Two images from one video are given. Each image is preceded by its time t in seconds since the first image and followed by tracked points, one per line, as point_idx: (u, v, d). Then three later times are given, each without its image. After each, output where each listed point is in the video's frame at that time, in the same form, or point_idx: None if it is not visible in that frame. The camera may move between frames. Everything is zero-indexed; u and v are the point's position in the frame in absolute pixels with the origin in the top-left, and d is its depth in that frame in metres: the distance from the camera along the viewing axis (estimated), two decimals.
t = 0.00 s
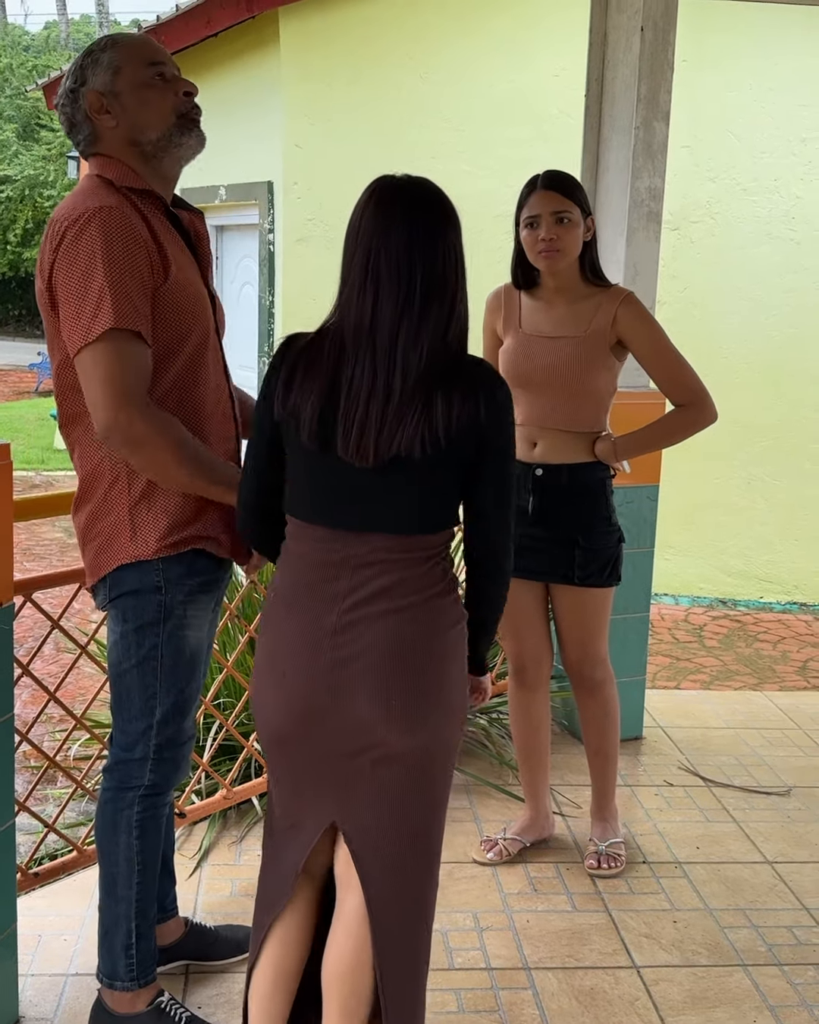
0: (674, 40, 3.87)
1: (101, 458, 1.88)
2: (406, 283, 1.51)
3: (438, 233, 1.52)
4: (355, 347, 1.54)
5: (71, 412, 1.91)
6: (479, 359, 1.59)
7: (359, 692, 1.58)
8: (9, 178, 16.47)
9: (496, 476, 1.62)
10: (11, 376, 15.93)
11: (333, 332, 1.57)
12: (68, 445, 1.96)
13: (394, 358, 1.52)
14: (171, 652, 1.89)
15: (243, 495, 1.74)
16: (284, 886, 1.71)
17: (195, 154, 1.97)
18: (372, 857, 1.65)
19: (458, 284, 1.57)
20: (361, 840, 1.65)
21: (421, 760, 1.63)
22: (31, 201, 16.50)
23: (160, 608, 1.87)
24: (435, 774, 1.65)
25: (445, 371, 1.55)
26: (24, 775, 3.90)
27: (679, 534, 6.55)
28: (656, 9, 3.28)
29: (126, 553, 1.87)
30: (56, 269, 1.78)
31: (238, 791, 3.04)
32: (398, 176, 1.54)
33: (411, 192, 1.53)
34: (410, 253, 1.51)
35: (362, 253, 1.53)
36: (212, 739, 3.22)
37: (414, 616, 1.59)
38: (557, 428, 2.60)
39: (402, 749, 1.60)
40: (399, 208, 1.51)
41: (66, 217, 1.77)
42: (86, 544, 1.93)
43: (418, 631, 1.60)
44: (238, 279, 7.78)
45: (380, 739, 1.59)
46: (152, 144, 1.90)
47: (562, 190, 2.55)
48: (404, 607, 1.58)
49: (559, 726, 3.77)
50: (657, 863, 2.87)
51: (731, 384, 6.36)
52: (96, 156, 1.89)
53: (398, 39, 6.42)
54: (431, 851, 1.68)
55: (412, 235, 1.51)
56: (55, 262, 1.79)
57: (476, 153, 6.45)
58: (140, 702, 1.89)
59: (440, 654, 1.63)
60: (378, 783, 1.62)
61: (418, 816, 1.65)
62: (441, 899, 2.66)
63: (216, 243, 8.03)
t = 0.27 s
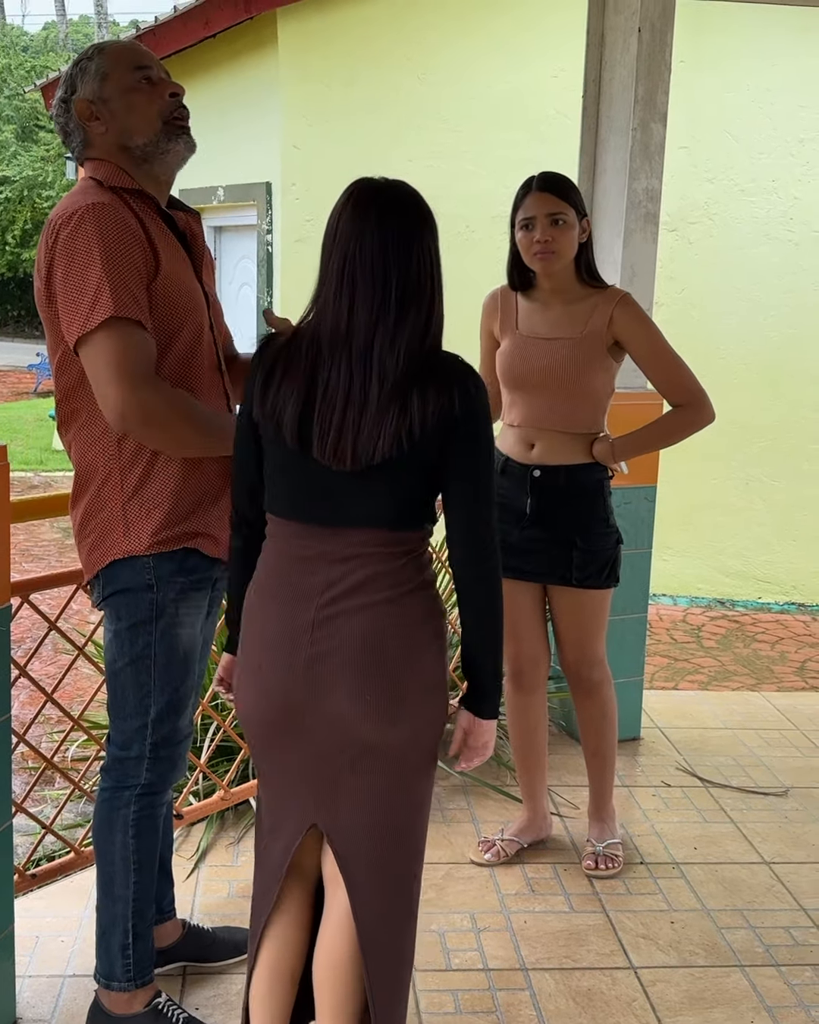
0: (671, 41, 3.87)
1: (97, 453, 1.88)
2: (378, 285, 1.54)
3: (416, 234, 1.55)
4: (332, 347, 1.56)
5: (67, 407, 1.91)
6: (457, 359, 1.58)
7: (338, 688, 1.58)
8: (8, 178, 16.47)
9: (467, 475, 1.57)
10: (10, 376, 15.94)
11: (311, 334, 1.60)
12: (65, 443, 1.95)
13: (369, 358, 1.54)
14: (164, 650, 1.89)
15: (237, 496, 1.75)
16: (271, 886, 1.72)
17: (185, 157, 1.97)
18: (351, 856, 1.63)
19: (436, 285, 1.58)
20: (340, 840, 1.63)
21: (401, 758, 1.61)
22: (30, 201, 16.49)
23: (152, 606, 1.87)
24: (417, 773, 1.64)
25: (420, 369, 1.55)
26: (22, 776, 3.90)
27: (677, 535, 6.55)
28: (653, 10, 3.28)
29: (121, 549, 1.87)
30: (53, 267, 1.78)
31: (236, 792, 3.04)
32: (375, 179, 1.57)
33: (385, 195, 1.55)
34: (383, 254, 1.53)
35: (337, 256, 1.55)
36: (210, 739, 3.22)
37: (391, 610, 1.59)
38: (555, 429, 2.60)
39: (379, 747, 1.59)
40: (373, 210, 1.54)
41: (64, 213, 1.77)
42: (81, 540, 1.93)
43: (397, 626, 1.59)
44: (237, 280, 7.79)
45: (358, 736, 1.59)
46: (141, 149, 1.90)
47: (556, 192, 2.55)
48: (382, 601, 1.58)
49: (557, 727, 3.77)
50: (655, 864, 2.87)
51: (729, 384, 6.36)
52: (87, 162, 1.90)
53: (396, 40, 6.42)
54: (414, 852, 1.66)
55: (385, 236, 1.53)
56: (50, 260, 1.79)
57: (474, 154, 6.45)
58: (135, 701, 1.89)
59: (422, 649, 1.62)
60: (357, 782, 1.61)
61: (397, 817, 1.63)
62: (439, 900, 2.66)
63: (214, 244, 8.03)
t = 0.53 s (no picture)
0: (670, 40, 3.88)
1: (93, 449, 1.88)
2: (345, 276, 1.53)
3: (388, 225, 1.54)
4: (302, 337, 1.56)
5: (66, 404, 1.91)
6: (427, 350, 1.58)
7: (311, 680, 1.59)
8: (6, 178, 16.44)
9: (432, 470, 1.56)
10: (8, 376, 15.93)
11: (281, 325, 1.60)
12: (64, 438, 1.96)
13: (338, 349, 1.53)
14: (162, 649, 1.89)
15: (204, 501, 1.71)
16: (251, 879, 1.74)
17: (184, 157, 1.97)
18: (323, 847, 1.64)
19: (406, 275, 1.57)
20: (313, 830, 1.64)
21: (373, 752, 1.61)
22: (29, 201, 16.46)
23: (148, 605, 1.87)
24: (390, 769, 1.63)
25: (390, 361, 1.55)
26: (22, 776, 3.90)
27: (676, 535, 6.56)
28: (651, 9, 3.28)
29: (116, 544, 1.87)
30: (50, 264, 1.78)
31: (235, 792, 3.04)
32: (348, 170, 1.57)
33: (356, 184, 1.55)
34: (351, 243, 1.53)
35: (306, 246, 1.56)
36: (209, 740, 3.22)
37: (366, 603, 1.59)
38: (553, 428, 2.60)
39: (349, 737, 1.60)
40: (341, 200, 1.54)
41: (62, 212, 1.77)
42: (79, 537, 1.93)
43: (373, 620, 1.59)
44: (236, 280, 7.79)
45: (329, 727, 1.60)
46: (140, 151, 1.90)
47: (554, 192, 2.55)
48: (356, 594, 1.59)
49: (555, 727, 3.77)
50: (653, 864, 2.87)
51: (729, 384, 6.36)
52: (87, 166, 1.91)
53: (395, 40, 6.43)
54: (388, 846, 1.66)
55: (353, 226, 1.53)
56: (47, 258, 1.80)
57: (473, 153, 6.45)
58: (134, 699, 1.89)
59: (398, 643, 1.62)
60: (329, 773, 1.62)
61: (368, 810, 1.63)
62: (438, 900, 2.67)
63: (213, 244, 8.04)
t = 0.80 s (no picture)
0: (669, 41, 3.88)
1: (92, 443, 1.87)
2: (330, 276, 1.53)
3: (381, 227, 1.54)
4: (289, 333, 1.56)
5: (67, 399, 1.91)
6: (410, 351, 1.58)
7: (298, 677, 1.60)
8: (6, 177, 16.41)
9: (413, 471, 1.57)
10: (7, 376, 15.93)
11: (266, 322, 1.60)
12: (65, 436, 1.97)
13: (324, 347, 1.53)
14: (165, 649, 1.89)
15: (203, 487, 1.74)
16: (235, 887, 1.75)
17: (191, 161, 1.97)
18: (311, 843, 1.66)
19: (392, 275, 1.57)
20: (299, 825, 1.66)
21: (359, 749, 1.63)
22: (29, 201, 16.45)
23: (147, 604, 1.88)
24: (375, 768, 1.65)
25: (377, 361, 1.55)
26: (22, 776, 3.91)
27: (675, 534, 6.57)
28: (651, 10, 3.29)
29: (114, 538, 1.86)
30: (58, 257, 1.79)
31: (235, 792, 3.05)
32: (336, 168, 1.57)
33: (343, 182, 1.55)
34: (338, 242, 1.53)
35: (292, 244, 1.56)
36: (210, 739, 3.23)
37: (352, 602, 1.61)
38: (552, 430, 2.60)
39: (337, 735, 1.62)
40: (328, 198, 1.53)
41: (73, 205, 1.79)
42: (77, 532, 1.93)
43: (358, 618, 1.61)
44: (235, 281, 7.80)
45: (317, 723, 1.61)
46: (148, 153, 1.91)
47: (569, 205, 2.55)
48: (342, 593, 1.60)
49: (555, 726, 3.78)
50: (653, 863, 2.88)
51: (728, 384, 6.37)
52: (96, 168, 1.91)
53: (394, 40, 6.43)
54: (375, 843, 1.68)
55: (340, 225, 1.53)
56: (55, 251, 1.81)
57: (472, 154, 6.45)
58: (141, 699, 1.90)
59: (382, 642, 1.64)
60: (315, 770, 1.63)
61: (355, 807, 1.65)
62: (438, 899, 2.67)
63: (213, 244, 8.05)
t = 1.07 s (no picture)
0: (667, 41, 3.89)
1: (86, 441, 1.89)
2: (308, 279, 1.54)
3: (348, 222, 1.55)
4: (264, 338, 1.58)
5: (63, 395, 1.92)
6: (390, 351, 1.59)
7: (285, 677, 1.61)
8: (6, 177, 16.38)
9: (396, 468, 1.58)
10: (7, 375, 15.92)
11: (247, 325, 1.61)
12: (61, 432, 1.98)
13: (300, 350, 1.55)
14: (171, 649, 1.90)
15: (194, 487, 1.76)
16: (226, 881, 1.75)
17: (193, 160, 1.98)
18: (300, 844, 1.66)
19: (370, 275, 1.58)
20: (288, 825, 1.66)
21: (345, 747, 1.63)
22: (28, 201, 16.44)
23: (149, 602, 1.89)
24: (361, 765, 1.65)
25: (355, 359, 1.56)
26: (22, 775, 3.92)
27: (673, 534, 6.57)
28: (649, 11, 3.29)
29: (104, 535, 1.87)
30: (54, 253, 1.81)
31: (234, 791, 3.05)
32: (314, 169, 1.57)
33: (320, 184, 1.55)
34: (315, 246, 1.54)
35: (269, 247, 1.56)
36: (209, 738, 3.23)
37: (338, 604, 1.61)
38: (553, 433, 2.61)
39: (323, 735, 1.62)
40: (305, 202, 1.54)
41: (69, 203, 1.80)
42: (71, 527, 1.94)
43: (343, 619, 1.61)
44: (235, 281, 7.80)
45: (302, 723, 1.62)
46: (149, 154, 1.92)
47: (568, 203, 2.55)
48: (327, 594, 1.60)
49: (553, 725, 3.78)
50: (651, 861, 2.88)
51: (727, 384, 6.38)
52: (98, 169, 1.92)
53: (393, 40, 6.44)
54: (366, 841, 1.68)
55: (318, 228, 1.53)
56: (52, 248, 1.82)
57: (471, 154, 6.45)
58: (148, 697, 1.91)
59: (369, 640, 1.64)
60: (302, 770, 1.64)
61: (343, 807, 1.65)
62: (436, 898, 2.68)
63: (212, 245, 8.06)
